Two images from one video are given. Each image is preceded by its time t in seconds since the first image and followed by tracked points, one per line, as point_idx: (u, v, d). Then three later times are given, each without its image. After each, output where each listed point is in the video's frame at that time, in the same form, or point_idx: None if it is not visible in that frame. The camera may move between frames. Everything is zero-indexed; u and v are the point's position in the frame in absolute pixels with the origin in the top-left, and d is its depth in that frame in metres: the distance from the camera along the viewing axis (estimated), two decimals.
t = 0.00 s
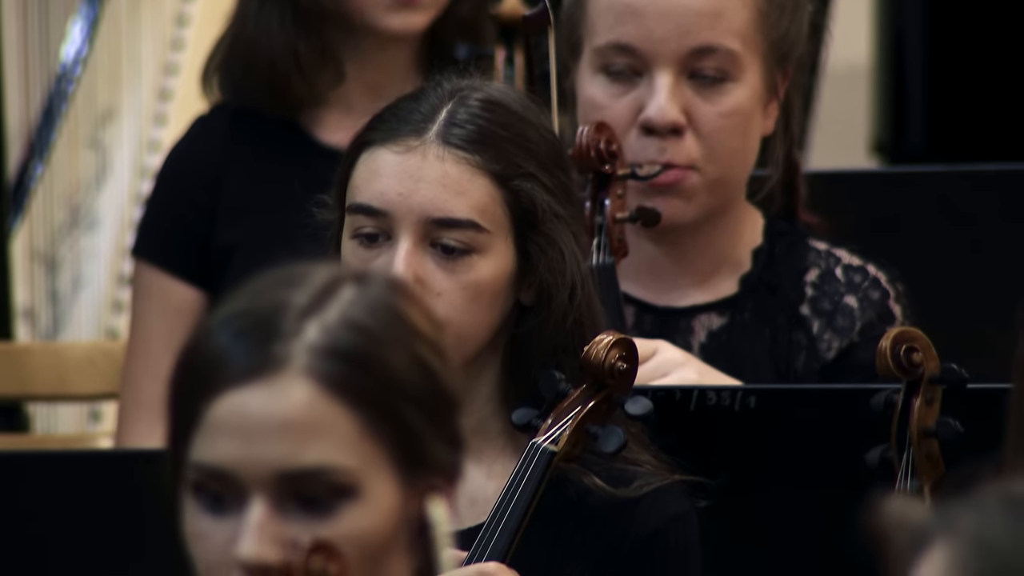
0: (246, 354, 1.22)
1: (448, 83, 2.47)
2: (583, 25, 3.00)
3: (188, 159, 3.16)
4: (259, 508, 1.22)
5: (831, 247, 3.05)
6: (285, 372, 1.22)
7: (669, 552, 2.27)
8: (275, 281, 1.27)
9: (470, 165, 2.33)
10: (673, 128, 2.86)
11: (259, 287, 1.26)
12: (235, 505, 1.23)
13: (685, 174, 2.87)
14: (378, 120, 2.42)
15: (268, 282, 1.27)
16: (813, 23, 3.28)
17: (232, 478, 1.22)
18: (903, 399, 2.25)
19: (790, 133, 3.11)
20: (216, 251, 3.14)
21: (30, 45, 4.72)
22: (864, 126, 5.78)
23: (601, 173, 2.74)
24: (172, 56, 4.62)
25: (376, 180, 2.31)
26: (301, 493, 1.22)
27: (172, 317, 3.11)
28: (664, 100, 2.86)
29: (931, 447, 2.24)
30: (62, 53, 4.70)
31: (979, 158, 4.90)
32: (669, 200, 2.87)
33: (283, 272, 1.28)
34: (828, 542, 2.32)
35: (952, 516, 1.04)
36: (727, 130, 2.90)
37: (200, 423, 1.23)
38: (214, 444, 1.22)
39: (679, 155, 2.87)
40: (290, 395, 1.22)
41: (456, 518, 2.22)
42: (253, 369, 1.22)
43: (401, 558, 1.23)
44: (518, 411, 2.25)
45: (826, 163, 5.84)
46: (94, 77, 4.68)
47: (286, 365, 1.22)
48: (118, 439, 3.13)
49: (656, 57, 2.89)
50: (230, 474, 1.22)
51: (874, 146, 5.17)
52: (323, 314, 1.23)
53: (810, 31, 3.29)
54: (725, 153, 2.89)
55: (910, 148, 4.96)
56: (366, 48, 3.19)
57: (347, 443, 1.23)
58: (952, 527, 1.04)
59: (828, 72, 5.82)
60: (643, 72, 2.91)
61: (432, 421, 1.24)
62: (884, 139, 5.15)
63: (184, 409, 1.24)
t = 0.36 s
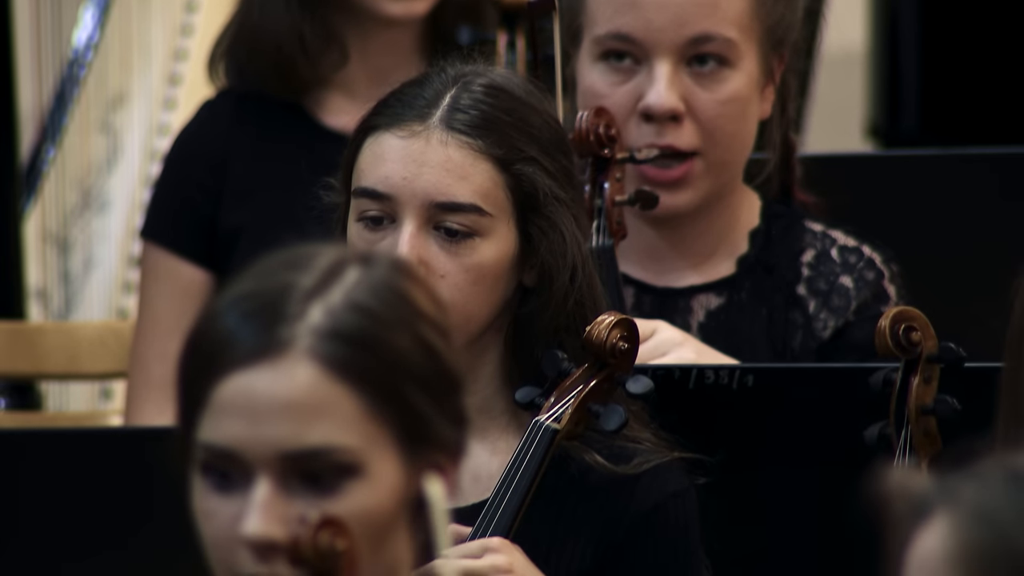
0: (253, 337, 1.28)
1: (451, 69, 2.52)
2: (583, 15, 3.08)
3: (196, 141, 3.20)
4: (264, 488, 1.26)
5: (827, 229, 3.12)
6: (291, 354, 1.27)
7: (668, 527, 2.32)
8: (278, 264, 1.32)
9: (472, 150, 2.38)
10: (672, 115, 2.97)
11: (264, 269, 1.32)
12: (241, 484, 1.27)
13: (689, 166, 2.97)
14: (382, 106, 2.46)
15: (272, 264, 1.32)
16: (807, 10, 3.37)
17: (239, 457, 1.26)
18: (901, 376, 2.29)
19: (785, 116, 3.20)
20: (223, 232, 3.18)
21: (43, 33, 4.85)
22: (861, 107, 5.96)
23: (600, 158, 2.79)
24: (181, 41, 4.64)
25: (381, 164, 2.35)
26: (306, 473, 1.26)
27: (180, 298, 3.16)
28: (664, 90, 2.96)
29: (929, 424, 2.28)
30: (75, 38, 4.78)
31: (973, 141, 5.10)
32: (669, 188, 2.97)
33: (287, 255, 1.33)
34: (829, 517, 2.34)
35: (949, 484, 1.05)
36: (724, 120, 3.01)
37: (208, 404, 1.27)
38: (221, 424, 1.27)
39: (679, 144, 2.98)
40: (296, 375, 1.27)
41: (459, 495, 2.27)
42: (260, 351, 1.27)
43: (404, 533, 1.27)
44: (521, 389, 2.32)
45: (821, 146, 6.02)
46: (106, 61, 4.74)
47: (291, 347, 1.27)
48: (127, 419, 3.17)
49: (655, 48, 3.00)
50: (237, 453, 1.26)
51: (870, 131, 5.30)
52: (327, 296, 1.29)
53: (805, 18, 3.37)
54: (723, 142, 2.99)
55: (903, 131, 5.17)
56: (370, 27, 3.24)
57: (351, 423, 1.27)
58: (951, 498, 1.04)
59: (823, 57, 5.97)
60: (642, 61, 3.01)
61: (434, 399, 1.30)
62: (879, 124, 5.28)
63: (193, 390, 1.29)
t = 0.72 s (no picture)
0: (258, 324, 1.32)
1: (455, 56, 2.57)
2: None
3: (206, 126, 3.25)
4: (266, 472, 1.31)
5: (825, 213, 3.16)
6: (295, 340, 1.32)
7: (670, 508, 2.36)
8: (285, 250, 1.37)
9: (475, 136, 2.42)
10: (672, 99, 3.02)
11: (272, 256, 1.37)
12: (246, 468, 1.32)
13: (685, 161, 3.04)
14: (387, 93, 2.51)
15: (280, 250, 1.37)
16: None
17: (243, 443, 1.31)
18: (896, 358, 2.31)
19: (784, 101, 3.25)
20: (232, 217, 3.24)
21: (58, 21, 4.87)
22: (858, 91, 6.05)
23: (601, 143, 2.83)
24: (193, 29, 4.67)
25: (385, 150, 2.39)
26: (308, 456, 1.31)
27: (190, 282, 3.21)
28: (664, 74, 3.02)
29: (922, 404, 2.29)
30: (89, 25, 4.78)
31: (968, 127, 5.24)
32: (669, 172, 3.03)
33: (294, 241, 1.38)
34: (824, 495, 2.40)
35: (946, 463, 1.09)
36: (724, 105, 3.06)
37: (213, 389, 1.32)
38: (224, 410, 1.32)
39: (678, 128, 3.04)
40: (298, 361, 1.32)
41: (463, 476, 2.32)
42: (264, 337, 1.32)
43: (407, 512, 1.34)
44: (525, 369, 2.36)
45: (821, 131, 6.10)
46: (119, 49, 4.73)
47: (293, 334, 1.32)
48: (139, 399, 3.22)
49: (657, 31, 3.04)
50: (239, 436, 1.31)
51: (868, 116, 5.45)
52: (330, 283, 1.33)
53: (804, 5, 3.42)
54: (723, 128, 3.05)
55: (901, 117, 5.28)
56: (374, 16, 3.25)
57: (352, 407, 1.33)
58: (949, 474, 1.08)
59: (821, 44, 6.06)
60: (643, 45, 3.06)
61: (435, 384, 1.36)
62: (876, 110, 5.42)
63: (200, 374, 1.33)
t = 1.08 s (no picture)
0: (262, 310, 1.38)
1: (459, 48, 2.61)
2: None
3: (215, 118, 3.30)
4: (269, 455, 1.35)
5: (821, 203, 3.21)
6: (297, 327, 1.37)
7: (670, 491, 2.41)
8: (292, 240, 1.43)
9: (479, 125, 2.46)
10: (673, 92, 3.06)
11: (278, 245, 1.43)
12: (249, 452, 1.36)
13: (689, 137, 3.07)
14: (393, 83, 2.55)
15: (287, 241, 1.43)
16: None
17: (244, 425, 1.36)
18: (894, 344, 2.34)
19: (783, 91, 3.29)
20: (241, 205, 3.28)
21: (69, 13, 5.02)
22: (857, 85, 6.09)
23: (602, 134, 2.89)
24: (201, 21, 4.65)
25: (391, 139, 2.44)
26: (310, 441, 1.35)
27: (200, 270, 3.25)
28: (665, 66, 3.07)
29: (920, 390, 2.31)
30: (100, 19, 4.89)
31: (964, 117, 5.32)
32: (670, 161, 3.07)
33: (301, 231, 1.44)
34: (821, 481, 2.45)
35: (936, 450, 1.20)
36: (724, 96, 3.10)
37: (217, 372, 1.38)
38: (229, 394, 1.37)
39: (679, 119, 3.08)
40: (300, 347, 1.37)
41: (468, 460, 2.38)
42: (268, 323, 1.37)
43: (410, 495, 1.38)
44: (530, 356, 2.40)
45: (819, 122, 6.17)
46: (129, 42, 4.79)
47: (296, 320, 1.38)
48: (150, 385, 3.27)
49: (658, 26, 3.08)
50: (243, 421, 1.36)
51: (867, 107, 5.53)
52: (334, 271, 1.39)
53: None
54: (722, 116, 3.10)
55: (897, 107, 5.38)
56: (380, 7, 3.29)
57: (353, 394, 1.38)
58: (940, 462, 1.18)
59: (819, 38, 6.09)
60: (644, 39, 3.10)
61: (436, 372, 1.41)
62: (875, 101, 5.51)
63: (206, 360, 1.39)
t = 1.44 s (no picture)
0: (280, 288, 1.60)
1: (466, 42, 2.65)
2: None
3: (225, 110, 3.35)
4: (283, 426, 1.54)
5: (818, 188, 3.27)
6: (314, 301, 1.59)
7: (669, 473, 2.46)
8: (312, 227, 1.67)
9: (485, 113, 2.51)
10: (677, 76, 3.12)
11: (298, 230, 1.67)
12: (265, 422, 1.56)
13: (694, 143, 3.15)
14: (402, 72, 2.60)
15: (306, 225, 1.68)
16: None
17: (259, 394, 1.55)
18: (886, 335, 2.38)
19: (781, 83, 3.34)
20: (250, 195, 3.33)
21: (82, 6, 4.98)
22: (854, 75, 6.11)
23: (609, 126, 2.93)
24: (211, 16, 4.75)
25: (398, 125, 2.49)
26: (322, 415, 1.56)
27: (211, 258, 3.30)
28: (670, 51, 3.12)
29: (914, 378, 2.37)
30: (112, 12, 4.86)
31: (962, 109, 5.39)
32: (676, 160, 3.14)
33: (321, 216, 1.69)
34: (818, 464, 2.50)
35: (957, 420, 1.28)
36: (725, 84, 3.17)
37: (235, 343, 1.58)
38: (247, 364, 1.56)
39: (683, 105, 3.15)
40: (318, 321, 1.59)
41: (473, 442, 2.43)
42: (284, 296, 1.60)
43: (414, 479, 1.58)
44: (533, 343, 2.45)
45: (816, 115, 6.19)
46: (140, 35, 4.80)
47: (314, 295, 1.60)
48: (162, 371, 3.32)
49: (663, 10, 3.13)
50: (257, 390, 1.55)
51: (863, 100, 5.58)
52: (351, 253, 1.62)
53: None
54: (724, 111, 3.17)
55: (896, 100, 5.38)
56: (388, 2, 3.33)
57: (364, 367, 1.59)
58: (958, 429, 1.26)
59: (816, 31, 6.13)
60: (649, 24, 3.14)
61: (445, 354, 1.64)
62: (871, 93, 5.53)
63: (229, 332, 1.60)
